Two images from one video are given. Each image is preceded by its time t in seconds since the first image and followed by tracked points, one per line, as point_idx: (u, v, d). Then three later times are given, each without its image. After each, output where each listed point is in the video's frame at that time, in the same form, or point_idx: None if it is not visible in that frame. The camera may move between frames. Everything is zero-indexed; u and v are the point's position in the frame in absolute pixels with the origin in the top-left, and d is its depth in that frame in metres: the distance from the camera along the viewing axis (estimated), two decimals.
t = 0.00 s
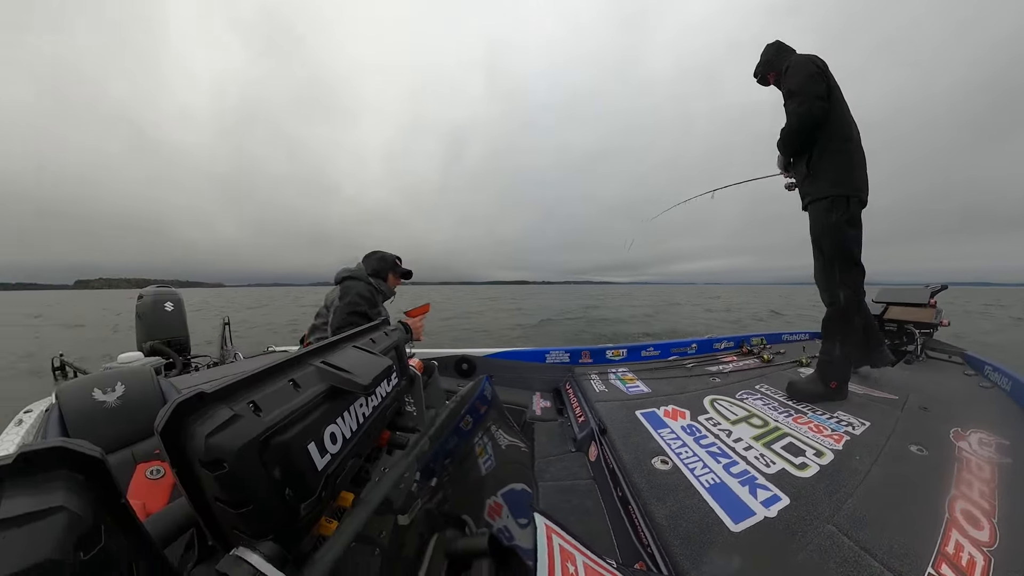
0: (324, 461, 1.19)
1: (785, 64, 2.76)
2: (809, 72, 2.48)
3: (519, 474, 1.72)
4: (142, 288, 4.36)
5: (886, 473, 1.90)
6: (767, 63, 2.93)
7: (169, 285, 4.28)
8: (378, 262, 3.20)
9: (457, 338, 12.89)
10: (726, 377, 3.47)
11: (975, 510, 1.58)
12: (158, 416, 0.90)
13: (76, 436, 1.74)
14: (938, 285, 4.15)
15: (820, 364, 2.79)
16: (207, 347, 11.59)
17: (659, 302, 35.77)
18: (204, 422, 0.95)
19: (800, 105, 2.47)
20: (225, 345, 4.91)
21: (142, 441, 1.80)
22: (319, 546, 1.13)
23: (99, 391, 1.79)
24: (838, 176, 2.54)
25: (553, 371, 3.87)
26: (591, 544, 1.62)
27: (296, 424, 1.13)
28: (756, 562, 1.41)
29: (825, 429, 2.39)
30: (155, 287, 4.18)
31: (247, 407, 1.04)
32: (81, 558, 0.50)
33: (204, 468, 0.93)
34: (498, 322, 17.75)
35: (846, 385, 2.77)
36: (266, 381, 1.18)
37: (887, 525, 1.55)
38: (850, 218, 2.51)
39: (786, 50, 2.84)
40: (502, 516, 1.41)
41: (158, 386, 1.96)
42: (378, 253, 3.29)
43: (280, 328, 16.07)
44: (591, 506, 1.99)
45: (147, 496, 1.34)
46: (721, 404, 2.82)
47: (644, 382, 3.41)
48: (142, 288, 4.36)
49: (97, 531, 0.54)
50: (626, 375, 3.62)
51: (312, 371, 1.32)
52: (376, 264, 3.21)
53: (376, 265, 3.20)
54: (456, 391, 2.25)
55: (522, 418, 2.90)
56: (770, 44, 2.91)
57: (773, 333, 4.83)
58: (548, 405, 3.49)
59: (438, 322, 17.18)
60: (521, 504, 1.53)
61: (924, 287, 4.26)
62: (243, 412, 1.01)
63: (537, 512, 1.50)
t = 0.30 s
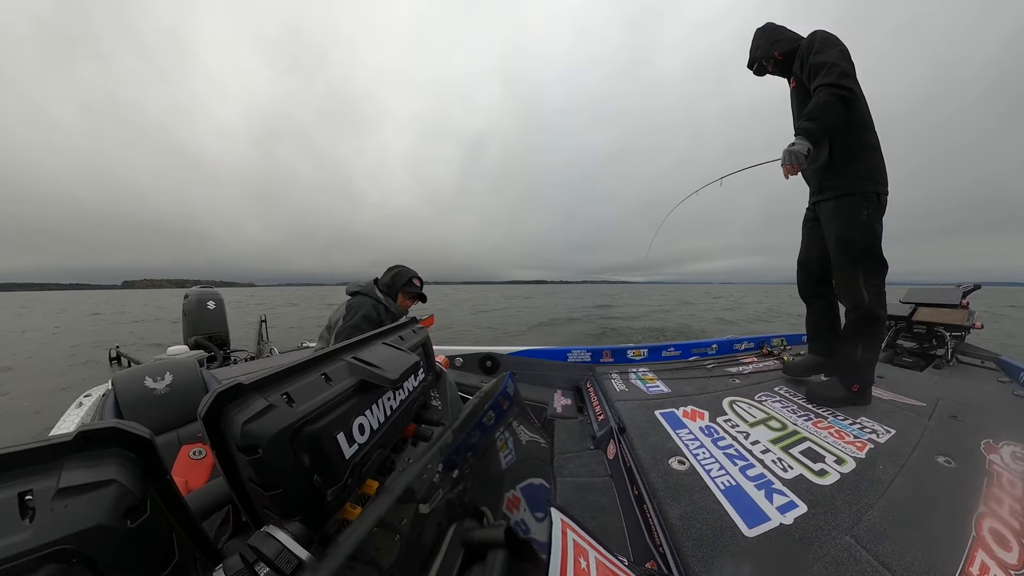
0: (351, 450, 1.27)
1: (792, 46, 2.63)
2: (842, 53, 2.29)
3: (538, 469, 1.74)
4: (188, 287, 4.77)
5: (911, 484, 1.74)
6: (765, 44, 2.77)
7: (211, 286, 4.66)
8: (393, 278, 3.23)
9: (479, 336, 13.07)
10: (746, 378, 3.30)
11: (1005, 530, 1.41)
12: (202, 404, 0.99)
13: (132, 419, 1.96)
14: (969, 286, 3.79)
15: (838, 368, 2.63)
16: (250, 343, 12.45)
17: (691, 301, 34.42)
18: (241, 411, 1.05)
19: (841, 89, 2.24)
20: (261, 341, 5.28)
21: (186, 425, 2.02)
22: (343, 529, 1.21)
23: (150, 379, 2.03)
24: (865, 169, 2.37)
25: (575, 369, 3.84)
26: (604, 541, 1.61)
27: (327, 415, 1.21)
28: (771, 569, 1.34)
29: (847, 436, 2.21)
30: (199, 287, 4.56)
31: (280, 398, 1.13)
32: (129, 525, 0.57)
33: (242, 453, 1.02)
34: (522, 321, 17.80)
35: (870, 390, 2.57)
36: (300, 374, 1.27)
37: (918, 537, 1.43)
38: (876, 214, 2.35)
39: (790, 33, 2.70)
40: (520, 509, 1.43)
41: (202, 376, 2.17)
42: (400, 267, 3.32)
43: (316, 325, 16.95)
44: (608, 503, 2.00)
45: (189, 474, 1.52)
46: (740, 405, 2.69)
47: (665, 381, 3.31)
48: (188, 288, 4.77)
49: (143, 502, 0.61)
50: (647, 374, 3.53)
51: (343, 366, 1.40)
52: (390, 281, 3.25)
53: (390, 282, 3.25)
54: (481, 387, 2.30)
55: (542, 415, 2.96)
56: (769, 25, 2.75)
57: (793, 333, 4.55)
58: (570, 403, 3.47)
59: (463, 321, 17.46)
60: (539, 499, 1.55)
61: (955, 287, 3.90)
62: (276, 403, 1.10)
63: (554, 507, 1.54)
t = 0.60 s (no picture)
0: (359, 444, 1.29)
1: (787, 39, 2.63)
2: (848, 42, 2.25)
3: (544, 463, 1.76)
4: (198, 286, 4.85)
5: (916, 486, 1.71)
6: (756, 37, 2.81)
7: (220, 284, 4.74)
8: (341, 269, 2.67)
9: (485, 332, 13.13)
10: (750, 375, 3.27)
11: (1009, 536, 1.38)
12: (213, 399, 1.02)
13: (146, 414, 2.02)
14: (980, 286, 3.69)
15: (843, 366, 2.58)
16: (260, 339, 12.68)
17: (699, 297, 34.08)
18: (251, 406, 1.08)
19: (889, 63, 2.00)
20: (269, 338, 5.37)
21: (198, 420, 2.08)
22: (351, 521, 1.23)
23: (163, 375, 2.08)
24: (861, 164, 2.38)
25: (581, 365, 3.84)
26: (607, 535, 1.62)
27: (335, 409, 1.24)
28: (771, 568, 1.34)
29: (852, 436, 2.18)
30: (208, 286, 4.65)
31: (290, 393, 1.15)
32: (144, 517, 0.60)
33: (252, 446, 1.05)
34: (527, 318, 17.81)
35: (877, 389, 2.50)
36: (309, 369, 1.29)
37: (923, 539, 1.41)
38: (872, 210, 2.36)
39: (783, 27, 2.71)
40: (525, 502, 1.45)
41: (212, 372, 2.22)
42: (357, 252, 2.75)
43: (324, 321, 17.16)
44: (612, 498, 2.01)
45: (202, 467, 1.58)
46: (745, 402, 2.67)
47: (671, 377, 3.30)
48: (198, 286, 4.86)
49: (157, 495, 0.64)
50: (652, 370, 3.52)
51: (351, 361, 1.43)
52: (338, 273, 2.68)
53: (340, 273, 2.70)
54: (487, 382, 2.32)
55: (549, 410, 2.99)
56: (761, 18, 2.75)
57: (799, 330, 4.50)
58: (575, 398, 3.48)
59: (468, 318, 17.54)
60: (544, 493, 1.57)
61: (967, 287, 3.80)
62: (286, 398, 1.12)
63: (559, 502, 1.56)
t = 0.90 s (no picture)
0: (366, 438, 1.31)
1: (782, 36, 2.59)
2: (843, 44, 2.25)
3: (549, 459, 1.76)
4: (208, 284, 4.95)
5: (924, 491, 1.68)
6: (755, 33, 2.77)
7: (228, 282, 4.83)
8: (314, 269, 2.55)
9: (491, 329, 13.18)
10: (757, 374, 3.23)
11: (1017, 545, 1.34)
12: (223, 394, 1.05)
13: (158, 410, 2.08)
14: (995, 286, 3.57)
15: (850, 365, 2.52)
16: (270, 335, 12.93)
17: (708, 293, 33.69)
18: (260, 401, 1.10)
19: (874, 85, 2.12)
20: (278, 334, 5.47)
21: (208, 415, 2.14)
22: (357, 515, 1.26)
23: (174, 372, 2.14)
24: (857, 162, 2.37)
25: (587, 361, 3.84)
26: (610, 532, 1.63)
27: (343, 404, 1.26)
28: (773, 569, 1.33)
29: (859, 437, 2.15)
30: (217, 283, 4.74)
31: (298, 388, 1.17)
32: (157, 508, 0.62)
33: (261, 441, 1.08)
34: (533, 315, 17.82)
35: (887, 389, 2.45)
36: (316, 365, 1.31)
37: (929, 544, 1.38)
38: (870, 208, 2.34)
39: (781, 22, 2.67)
40: (530, 498, 1.46)
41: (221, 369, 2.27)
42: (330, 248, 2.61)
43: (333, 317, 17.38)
44: (616, 495, 2.02)
45: (212, 461, 1.65)
46: (751, 401, 2.64)
47: (677, 375, 3.28)
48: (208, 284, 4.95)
49: (169, 487, 0.66)
50: (658, 367, 3.50)
51: (359, 357, 1.45)
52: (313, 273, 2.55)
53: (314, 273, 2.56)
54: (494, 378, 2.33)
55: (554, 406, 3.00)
56: (759, 14, 2.71)
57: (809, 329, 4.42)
58: (581, 395, 3.48)
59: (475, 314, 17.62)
60: (549, 489, 1.58)
61: (981, 288, 3.65)
62: (294, 393, 1.15)
63: (563, 498, 1.57)
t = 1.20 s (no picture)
0: (375, 436, 1.33)
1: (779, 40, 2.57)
2: (808, 51, 2.31)
3: (557, 460, 1.76)
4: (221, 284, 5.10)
5: (940, 500, 1.61)
6: (757, 37, 2.73)
7: (241, 282, 4.96)
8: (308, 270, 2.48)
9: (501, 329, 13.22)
10: (767, 376, 3.16)
11: None
12: (234, 391, 1.08)
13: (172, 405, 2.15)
14: (1016, 287, 3.38)
15: (864, 368, 2.44)
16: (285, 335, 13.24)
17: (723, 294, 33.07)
18: (270, 398, 1.13)
19: (812, 90, 2.22)
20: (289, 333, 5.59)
21: (219, 411, 2.21)
22: (364, 511, 1.27)
23: (187, 368, 2.22)
24: (857, 161, 2.32)
25: (595, 361, 3.81)
26: (615, 534, 1.62)
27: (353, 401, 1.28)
28: None
29: (872, 444, 2.08)
30: (230, 283, 4.87)
31: (307, 386, 1.20)
32: (169, 500, 0.64)
33: (271, 437, 1.10)
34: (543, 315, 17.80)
35: (901, 393, 2.37)
36: (326, 363, 1.34)
37: (943, 555, 1.33)
38: (875, 207, 2.28)
39: (785, 24, 2.60)
40: (536, 499, 1.46)
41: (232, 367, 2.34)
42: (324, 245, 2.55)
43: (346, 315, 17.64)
44: (623, 496, 2.00)
45: (223, 455, 1.71)
46: (761, 404, 2.58)
47: (687, 376, 3.22)
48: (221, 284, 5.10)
49: (181, 480, 0.68)
50: (668, 368, 3.45)
51: (368, 356, 1.46)
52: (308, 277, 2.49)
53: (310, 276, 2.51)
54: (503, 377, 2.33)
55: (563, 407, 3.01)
56: (763, 18, 2.64)
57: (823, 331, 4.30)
58: (590, 395, 3.45)
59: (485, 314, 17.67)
60: (556, 489, 1.57)
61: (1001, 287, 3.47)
62: (303, 391, 1.17)
63: (570, 499, 1.56)
